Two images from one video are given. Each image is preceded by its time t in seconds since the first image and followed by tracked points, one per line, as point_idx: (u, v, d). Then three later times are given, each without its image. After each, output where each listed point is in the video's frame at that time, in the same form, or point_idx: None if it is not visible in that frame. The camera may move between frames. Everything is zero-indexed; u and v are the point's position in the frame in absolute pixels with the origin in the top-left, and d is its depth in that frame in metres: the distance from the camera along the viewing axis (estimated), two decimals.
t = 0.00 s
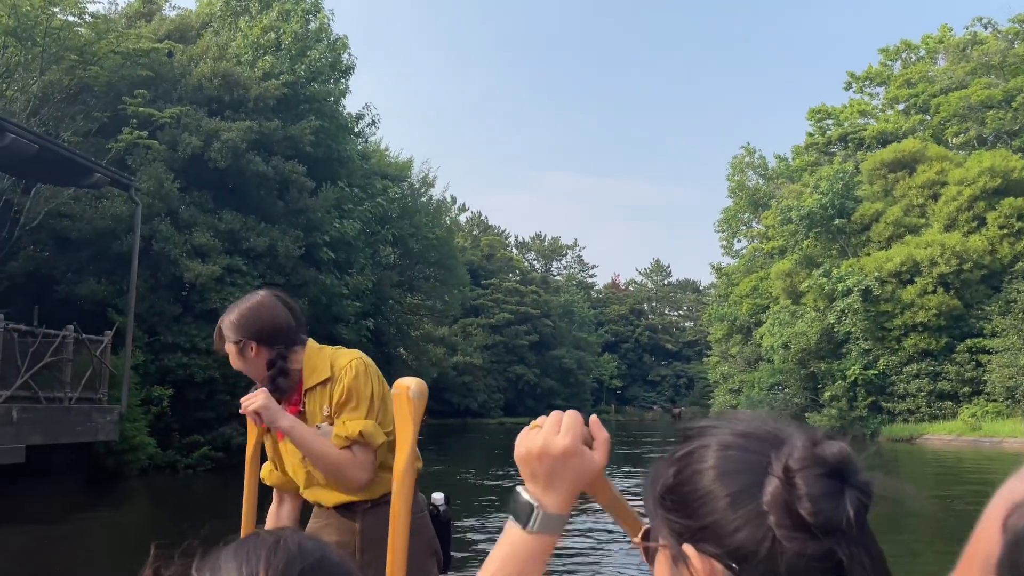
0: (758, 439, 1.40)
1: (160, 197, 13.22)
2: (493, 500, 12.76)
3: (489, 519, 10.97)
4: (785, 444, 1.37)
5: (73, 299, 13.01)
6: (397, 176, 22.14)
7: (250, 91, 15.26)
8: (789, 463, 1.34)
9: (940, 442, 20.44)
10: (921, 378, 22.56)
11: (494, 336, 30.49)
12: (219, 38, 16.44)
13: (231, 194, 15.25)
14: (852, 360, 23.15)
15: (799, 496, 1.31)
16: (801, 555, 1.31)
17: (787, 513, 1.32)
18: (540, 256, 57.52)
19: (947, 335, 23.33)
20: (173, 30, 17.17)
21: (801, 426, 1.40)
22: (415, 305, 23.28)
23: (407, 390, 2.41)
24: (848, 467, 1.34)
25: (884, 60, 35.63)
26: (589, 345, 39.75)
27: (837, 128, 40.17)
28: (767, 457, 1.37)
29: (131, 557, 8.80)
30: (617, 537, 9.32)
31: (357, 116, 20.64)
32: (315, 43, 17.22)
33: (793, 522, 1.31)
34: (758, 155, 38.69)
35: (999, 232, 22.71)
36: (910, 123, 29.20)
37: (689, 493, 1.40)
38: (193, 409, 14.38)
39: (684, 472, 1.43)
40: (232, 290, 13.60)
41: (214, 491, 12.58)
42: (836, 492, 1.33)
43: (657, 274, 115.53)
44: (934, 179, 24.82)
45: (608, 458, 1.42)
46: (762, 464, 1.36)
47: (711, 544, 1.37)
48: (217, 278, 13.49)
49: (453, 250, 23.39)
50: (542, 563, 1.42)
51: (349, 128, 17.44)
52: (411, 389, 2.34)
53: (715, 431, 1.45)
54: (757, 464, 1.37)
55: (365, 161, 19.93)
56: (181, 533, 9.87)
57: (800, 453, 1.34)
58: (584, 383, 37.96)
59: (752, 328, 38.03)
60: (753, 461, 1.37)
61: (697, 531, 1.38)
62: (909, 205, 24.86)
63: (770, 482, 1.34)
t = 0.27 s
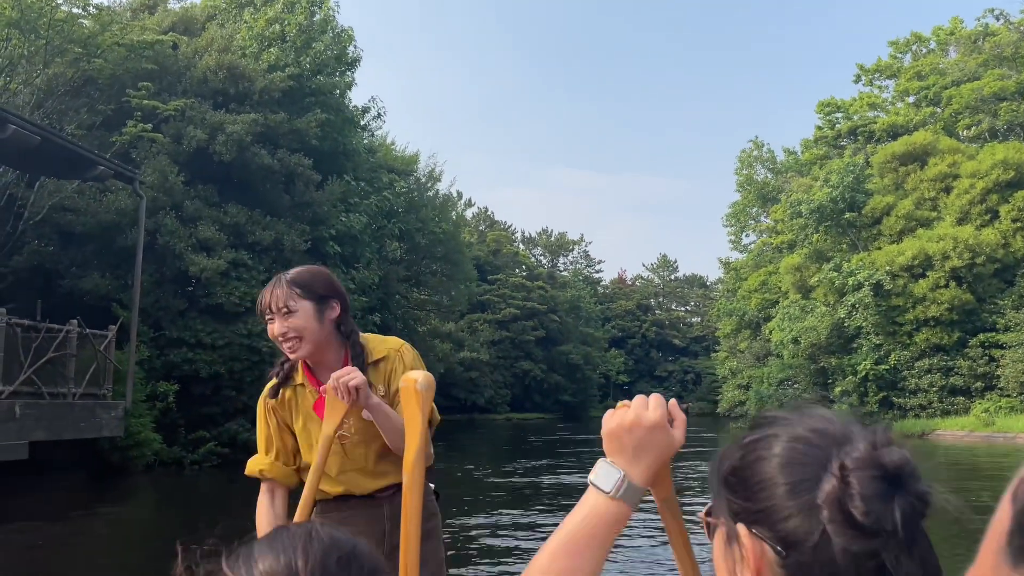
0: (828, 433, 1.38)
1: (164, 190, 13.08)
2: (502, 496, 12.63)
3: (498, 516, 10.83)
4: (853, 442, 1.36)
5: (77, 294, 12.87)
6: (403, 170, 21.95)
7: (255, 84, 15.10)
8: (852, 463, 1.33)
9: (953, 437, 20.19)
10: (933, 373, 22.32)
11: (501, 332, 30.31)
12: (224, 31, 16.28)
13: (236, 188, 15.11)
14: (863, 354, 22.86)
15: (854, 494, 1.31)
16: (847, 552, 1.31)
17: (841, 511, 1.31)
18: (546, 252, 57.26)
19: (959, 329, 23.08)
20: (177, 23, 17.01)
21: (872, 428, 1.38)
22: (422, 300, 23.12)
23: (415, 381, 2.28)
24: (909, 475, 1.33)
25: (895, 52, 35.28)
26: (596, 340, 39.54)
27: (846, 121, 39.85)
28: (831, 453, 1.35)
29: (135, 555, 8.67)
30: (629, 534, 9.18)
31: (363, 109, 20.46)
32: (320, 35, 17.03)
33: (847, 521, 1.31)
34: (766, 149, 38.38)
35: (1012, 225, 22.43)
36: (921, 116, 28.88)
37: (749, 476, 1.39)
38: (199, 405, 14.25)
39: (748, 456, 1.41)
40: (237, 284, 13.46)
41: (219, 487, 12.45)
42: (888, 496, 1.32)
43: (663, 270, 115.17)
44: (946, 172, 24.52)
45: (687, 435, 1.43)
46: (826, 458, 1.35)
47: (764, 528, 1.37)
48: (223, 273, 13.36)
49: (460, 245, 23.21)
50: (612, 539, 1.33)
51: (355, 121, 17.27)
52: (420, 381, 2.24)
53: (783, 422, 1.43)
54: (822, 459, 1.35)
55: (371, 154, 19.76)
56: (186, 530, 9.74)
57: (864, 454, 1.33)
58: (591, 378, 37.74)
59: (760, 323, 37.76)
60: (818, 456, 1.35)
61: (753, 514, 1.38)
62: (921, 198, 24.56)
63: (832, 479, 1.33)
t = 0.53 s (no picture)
0: (862, 438, 1.63)
1: (166, 184, 12.89)
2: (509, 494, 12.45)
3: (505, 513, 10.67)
4: (880, 447, 1.60)
5: (77, 289, 12.68)
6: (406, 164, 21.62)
7: (257, 75, 14.87)
8: (875, 464, 1.57)
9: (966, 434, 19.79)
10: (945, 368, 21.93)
11: (505, 328, 29.91)
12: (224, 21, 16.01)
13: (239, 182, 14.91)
14: (874, 350, 22.45)
15: (874, 492, 1.55)
16: (864, 543, 1.56)
17: (863, 507, 1.56)
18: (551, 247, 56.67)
19: (971, 323, 22.72)
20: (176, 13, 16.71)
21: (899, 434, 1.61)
22: (425, 296, 22.82)
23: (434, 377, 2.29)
24: (925, 478, 1.56)
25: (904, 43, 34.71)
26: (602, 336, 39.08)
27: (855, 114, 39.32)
28: (859, 456, 1.60)
29: (137, 554, 8.49)
30: (639, 531, 9.03)
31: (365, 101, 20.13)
32: (322, 25, 16.72)
33: (869, 518, 1.55)
34: (774, 142, 37.86)
35: None
36: (932, 107, 28.36)
37: (786, 471, 1.66)
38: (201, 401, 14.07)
39: (788, 454, 1.69)
40: (240, 279, 13.29)
41: (222, 484, 12.28)
42: (904, 497, 1.55)
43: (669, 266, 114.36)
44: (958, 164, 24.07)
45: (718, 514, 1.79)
46: (854, 460, 1.60)
47: (796, 520, 1.64)
48: (225, 267, 13.18)
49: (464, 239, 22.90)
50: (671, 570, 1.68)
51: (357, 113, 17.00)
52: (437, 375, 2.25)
53: (822, 427, 1.70)
54: (851, 460, 1.60)
55: (374, 147, 19.44)
56: (188, 528, 9.56)
57: (886, 458, 1.57)
58: (596, 374, 37.29)
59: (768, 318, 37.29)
60: (849, 458, 1.61)
61: (786, 506, 1.65)
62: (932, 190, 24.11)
63: (859, 478, 1.57)
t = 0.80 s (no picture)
0: (862, 444, 1.52)
1: (165, 179, 12.72)
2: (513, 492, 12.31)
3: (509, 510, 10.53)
4: (889, 453, 1.49)
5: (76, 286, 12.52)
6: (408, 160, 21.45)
7: (257, 69, 14.70)
8: (886, 472, 1.46)
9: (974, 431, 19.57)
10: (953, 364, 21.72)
11: (509, 325, 29.70)
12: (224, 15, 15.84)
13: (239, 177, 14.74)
14: (880, 346, 22.21)
15: (896, 501, 1.44)
16: (887, 555, 1.45)
17: (880, 513, 1.45)
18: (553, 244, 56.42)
19: (978, 319, 22.53)
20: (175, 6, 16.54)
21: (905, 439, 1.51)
22: (427, 292, 22.66)
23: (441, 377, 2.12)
24: (943, 482, 1.46)
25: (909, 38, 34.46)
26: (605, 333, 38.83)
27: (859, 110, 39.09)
28: (866, 461, 1.50)
29: (135, 554, 8.33)
30: (645, 529, 8.90)
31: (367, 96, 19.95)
32: (322, 18, 16.55)
33: (887, 524, 1.45)
34: (778, 137, 37.62)
35: None
36: (938, 102, 28.12)
37: (791, 484, 1.55)
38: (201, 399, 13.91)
39: (786, 466, 1.57)
40: (240, 276, 13.14)
41: (222, 483, 12.13)
42: (930, 506, 1.44)
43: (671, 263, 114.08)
44: (965, 159, 23.84)
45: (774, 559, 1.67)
46: (861, 467, 1.49)
47: (807, 531, 1.52)
48: (225, 263, 13.03)
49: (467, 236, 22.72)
50: None
51: (359, 108, 16.84)
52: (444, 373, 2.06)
53: (817, 432, 1.58)
54: (857, 468, 1.49)
55: (376, 143, 19.26)
56: (188, 527, 9.40)
57: (901, 464, 1.46)
58: (600, 372, 37.05)
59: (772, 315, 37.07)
60: (854, 464, 1.50)
61: (795, 519, 1.54)
62: (939, 186, 23.89)
63: (870, 486, 1.46)
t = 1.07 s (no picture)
0: (831, 453, 1.36)
1: (161, 175, 12.54)
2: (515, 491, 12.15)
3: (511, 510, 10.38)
4: (864, 460, 1.34)
5: (72, 284, 12.34)
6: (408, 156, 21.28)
7: (255, 64, 14.53)
8: (868, 481, 1.31)
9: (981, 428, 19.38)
10: (959, 361, 21.53)
11: (510, 323, 29.50)
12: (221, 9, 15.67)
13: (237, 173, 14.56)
14: (885, 343, 22.01)
15: (877, 509, 1.29)
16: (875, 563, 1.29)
17: (865, 522, 1.30)
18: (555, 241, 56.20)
19: (984, 315, 22.35)
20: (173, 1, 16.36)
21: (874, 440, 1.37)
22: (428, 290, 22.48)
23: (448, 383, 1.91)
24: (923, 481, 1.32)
25: (913, 32, 34.24)
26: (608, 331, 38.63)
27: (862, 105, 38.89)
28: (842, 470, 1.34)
29: (130, 557, 8.13)
30: (649, 528, 8.75)
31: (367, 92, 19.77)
32: (321, 13, 16.38)
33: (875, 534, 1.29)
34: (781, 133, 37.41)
35: None
36: (942, 97, 27.93)
37: (766, 501, 1.38)
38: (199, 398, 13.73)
39: (758, 482, 1.41)
40: (238, 273, 12.97)
41: (221, 483, 11.94)
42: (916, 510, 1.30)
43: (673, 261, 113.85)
44: (970, 153, 23.65)
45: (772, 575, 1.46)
46: (841, 476, 1.34)
47: (792, 547, 1.35)
48: (223, 261, 12.85)
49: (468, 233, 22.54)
50: None
51: (359, 103, 16.67)
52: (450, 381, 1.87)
53: (779, 443, 1.43)
54: (833, 479, 1.34)
55: (376, 139, 19.08)
56: (185, 530, 9.21)
57: (879, 471, 1.31)
58: (603, 370, 36.84)
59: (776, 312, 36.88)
60: (829, 472, 1.35)
61: (778, 535, 1.36)
62: (944, 181, 23.70)
63: (853, 494, 1.31)
